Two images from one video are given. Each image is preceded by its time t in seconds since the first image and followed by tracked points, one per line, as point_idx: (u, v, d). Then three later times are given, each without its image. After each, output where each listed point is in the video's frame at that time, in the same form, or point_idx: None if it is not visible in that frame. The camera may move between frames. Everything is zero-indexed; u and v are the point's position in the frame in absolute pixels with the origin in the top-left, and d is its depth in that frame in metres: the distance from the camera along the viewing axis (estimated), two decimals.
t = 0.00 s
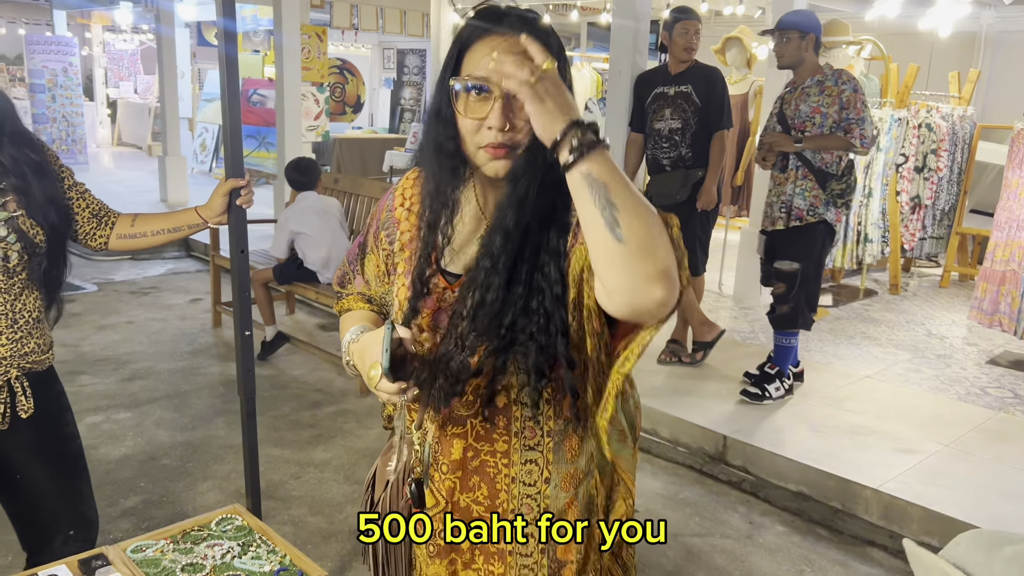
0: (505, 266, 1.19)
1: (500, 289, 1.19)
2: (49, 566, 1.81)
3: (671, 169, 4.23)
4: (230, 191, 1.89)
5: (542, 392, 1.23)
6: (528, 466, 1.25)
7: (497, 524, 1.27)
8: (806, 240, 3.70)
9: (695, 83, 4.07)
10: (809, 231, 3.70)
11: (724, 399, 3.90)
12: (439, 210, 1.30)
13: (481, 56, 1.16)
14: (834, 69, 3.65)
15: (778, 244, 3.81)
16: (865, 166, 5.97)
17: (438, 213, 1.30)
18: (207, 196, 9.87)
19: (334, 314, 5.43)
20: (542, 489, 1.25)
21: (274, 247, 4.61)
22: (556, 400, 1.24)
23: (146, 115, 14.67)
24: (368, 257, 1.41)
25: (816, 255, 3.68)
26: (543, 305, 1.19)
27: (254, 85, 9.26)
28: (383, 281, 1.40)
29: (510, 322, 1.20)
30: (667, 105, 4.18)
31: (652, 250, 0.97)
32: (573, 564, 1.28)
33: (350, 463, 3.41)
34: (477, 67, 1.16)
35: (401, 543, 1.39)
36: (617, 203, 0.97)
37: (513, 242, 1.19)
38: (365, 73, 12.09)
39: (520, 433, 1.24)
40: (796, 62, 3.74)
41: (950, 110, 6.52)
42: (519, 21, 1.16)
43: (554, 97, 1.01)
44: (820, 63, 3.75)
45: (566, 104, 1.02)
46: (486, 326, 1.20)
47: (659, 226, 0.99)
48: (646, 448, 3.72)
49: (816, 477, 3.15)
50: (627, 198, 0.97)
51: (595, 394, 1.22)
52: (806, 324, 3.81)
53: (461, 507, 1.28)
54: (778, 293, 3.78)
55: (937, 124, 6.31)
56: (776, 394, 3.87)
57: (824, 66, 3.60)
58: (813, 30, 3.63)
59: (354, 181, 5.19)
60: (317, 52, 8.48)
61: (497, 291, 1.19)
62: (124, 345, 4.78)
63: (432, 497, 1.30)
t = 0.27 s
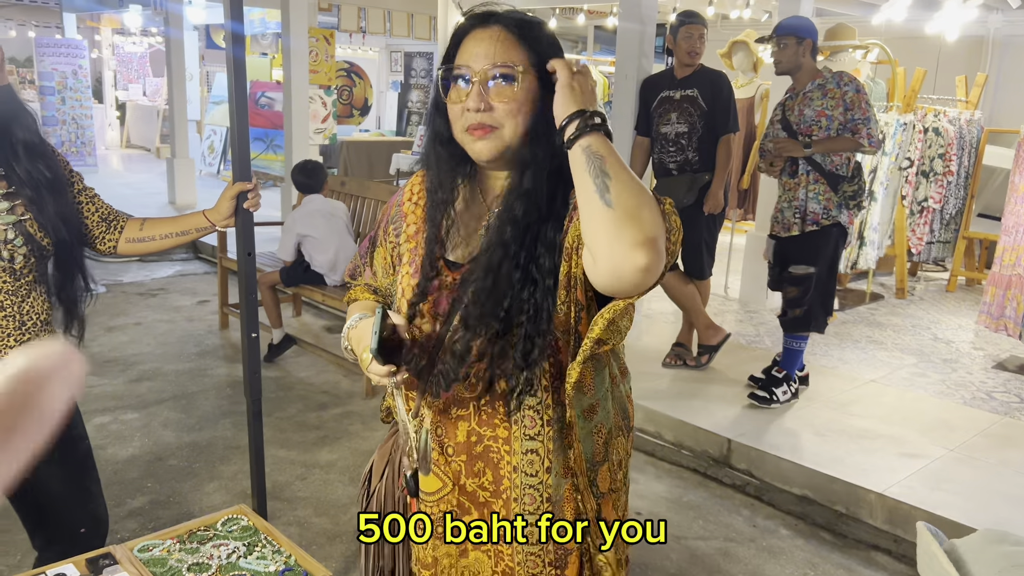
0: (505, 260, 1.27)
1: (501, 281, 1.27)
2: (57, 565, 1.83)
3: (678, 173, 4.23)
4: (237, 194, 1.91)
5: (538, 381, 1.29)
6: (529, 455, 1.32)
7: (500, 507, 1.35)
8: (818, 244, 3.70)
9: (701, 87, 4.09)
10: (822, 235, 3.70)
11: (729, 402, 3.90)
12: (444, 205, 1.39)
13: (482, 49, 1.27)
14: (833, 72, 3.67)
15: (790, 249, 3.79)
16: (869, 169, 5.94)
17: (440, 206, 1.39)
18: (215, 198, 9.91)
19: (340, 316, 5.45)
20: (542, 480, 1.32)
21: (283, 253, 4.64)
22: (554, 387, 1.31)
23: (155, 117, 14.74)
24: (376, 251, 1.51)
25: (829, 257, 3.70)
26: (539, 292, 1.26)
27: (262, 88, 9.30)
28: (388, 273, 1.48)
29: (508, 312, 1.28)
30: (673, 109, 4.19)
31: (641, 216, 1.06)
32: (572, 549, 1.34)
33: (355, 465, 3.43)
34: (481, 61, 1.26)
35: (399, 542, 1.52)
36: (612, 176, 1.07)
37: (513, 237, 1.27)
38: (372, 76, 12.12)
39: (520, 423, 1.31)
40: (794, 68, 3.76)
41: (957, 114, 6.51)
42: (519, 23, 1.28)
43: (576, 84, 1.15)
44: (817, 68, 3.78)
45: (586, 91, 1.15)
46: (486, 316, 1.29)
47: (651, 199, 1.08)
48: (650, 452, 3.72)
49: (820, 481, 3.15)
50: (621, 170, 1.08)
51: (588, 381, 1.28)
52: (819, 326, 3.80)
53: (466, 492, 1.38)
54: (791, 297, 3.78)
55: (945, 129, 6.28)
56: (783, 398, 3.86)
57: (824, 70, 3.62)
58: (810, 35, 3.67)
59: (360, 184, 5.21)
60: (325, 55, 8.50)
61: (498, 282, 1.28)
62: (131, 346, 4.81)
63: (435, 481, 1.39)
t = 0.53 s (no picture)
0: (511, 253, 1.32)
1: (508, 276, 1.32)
2: (64, 563, 1.83)
3: (687, 175, 4.22)
4: (245, 194, 1.90)
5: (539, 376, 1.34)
6: (522, 450, 1.36)
7: (487, 502, 1.39)
8: (830, 245, 3.68)
9: (709, 88, 4.08)
10: (835, 238, 3.69)
11: (736, 405, 3.89)
12: (452, 197, 1.49)
13: (488, 35, 1.37)
14: (836, 74, 3.68)
15: (804, 253, 3.78)
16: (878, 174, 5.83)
17: (445, 197, 1.50)
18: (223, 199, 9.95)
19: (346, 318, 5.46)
20: (533, 476, 1.36)
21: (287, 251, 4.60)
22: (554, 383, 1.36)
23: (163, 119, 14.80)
24: (387, 240, 1.61)
25: (843, 260, 3.67)
26: (541, 288, 1.31)
27: (269, 90, 9.32)
28: (395, 263, 1.59)
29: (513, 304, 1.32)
30: (681, 111, 4.18)
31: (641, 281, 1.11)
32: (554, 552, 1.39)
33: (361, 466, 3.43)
34: (483, 49, 1.36)
35: (399, 542, 1.53)
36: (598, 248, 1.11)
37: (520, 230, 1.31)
38: (380, 78, 12.14)
39: (516, 416, 1.36)
40: (797, 72, 3.78)
41: (964, 118, 6.50)
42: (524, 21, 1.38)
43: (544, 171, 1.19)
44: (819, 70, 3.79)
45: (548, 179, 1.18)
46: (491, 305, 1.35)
47: (643, 262, 1.12)
48: (656, 454, 3.70)
49: (827, 484, 3.14)
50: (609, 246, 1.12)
51: (587, 381, 1.33)
52: (838, 329, 3.73)
53: (456, 485, 1.41)
54: (808, 302, 3.69)
55: (952, 132, 6.27)
56: (800, 402, 3.85)
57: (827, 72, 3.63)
58: (812, 38, 3.68)
59: (368, 186, 5.22)
60: (333, 57, 8.53)
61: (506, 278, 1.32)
62: (138, 346, 4.82)
63: (428, 465, 1.45)
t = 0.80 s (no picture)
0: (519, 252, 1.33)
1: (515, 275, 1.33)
2: (76, 567, 1.84)
3: (697, 180, 4.22)
4: (257, 198, 1.91)
5: (542, 374, 1.35)
6: (520, 445, 1.36)
7: (486, 496, 1.38)
8: (842, 249, 3.67)
9: (718, 93, 4.08)
10: (846, 242, 3.68)
11: (745, 410, 3.88)
12: (468, 200, 1.51)
13: (503, 44, 1.38)
14: (847, 78, 3.66)
15: (816, 258, 3.78)
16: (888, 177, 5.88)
17: (460, 204, 1.51)
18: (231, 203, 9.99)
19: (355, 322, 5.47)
20: (530, 472, 1.36)
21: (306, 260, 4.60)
22: (556, 382, 1.36)
23: (172, 123, 14.87)
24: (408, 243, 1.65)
25: (855, 265, 3.67)
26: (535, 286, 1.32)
27: (278, 94, 9.35)
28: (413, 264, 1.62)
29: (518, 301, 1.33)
30: (691, 116, 4.18)
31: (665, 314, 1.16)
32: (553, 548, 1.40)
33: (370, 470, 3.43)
34: (496, 60, 1.37)
35: (399, 540, 1.53)
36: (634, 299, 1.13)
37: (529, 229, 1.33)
38: (388, 82, 12.18)
39: (515, 411, 1.36)
40: (807, 76, 3.75)
41: (974, 122, 6.47)
42: (536, 29, 1.38)
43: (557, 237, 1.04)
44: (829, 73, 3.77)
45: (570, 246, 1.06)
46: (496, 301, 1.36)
47: (666, 295, 1.17)
48: (664, 459, 3.69)
49: (837, 490, 3.13)
50: (645, 292, 1.14)
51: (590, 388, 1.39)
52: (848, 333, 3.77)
53: (455, 477, 1.41)
54: (819, 306, 3.71)
55: (958, 137, 6.25)
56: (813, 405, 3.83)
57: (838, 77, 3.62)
58: (822, 43, 3.64)
59: (376, 190, 5.23)
60: (341, 61, 8.57)
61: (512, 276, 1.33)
62: (147, 350, 4.84)
63: (430, 458, 1.44)
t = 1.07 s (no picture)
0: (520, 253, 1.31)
1: (515, 277, 1.30)
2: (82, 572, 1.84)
3: (702, 186, 4.21)
4: (264, 205, 1.91)
5: (540, 376, 1.31)
6: (519, 448, 1.32)
7: (484, 499, 1.35)
8: (847, 254, 3.68)
9: (722, 99, 4.08)
10: (852, 245, 3.69)
11: (749, 416, 3.88)
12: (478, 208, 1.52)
13: (509, 54, 1.36)
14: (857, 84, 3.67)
15: (822, 263, 3.78)
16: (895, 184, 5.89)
17: (469, 211, 1.53)
18: (236, 209, 10.03)
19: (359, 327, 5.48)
20: (528, 476, 1.33)
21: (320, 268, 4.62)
22: (555, 384, 1.32)
23: (176, 129, 14.94)
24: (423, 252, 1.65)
25: (861, 269, 3.68)
26: (532, 288, 1.30)
27: (282, 99, 9.38)
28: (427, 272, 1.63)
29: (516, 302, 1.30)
30: (695, 122, 4.18)
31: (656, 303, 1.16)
32: (550, 554, 1.35)
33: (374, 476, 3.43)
34: (502, 73, 1.36)
35: (399, 542, 1.57)
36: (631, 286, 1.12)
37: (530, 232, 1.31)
38: (392, 88, 12.21)
39: (513, 413, 1.32)
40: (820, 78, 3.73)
41: (978, 128, 6.44)
42: (545, 38, 1.36)
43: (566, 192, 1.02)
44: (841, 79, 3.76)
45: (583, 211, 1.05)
46: (494, 303, 1.34)
47: (660, 285, 1.17)
48: (669, 465, 3.69)
49: (842, 496, 3.12)
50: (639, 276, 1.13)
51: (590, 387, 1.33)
52: (857, 339, 3.78)
53: (456, 477, 1.39)
54: (829, 312, 3.69)
55: (959, 142, 6.23)
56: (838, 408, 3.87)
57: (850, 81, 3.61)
58: (841, 45, 3.63)
59: (381, 196, 5.24)
60: (345, 67, 8.60)
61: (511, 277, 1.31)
62: (152, 355, 4.85)
63: (435, 459, 1.43)
